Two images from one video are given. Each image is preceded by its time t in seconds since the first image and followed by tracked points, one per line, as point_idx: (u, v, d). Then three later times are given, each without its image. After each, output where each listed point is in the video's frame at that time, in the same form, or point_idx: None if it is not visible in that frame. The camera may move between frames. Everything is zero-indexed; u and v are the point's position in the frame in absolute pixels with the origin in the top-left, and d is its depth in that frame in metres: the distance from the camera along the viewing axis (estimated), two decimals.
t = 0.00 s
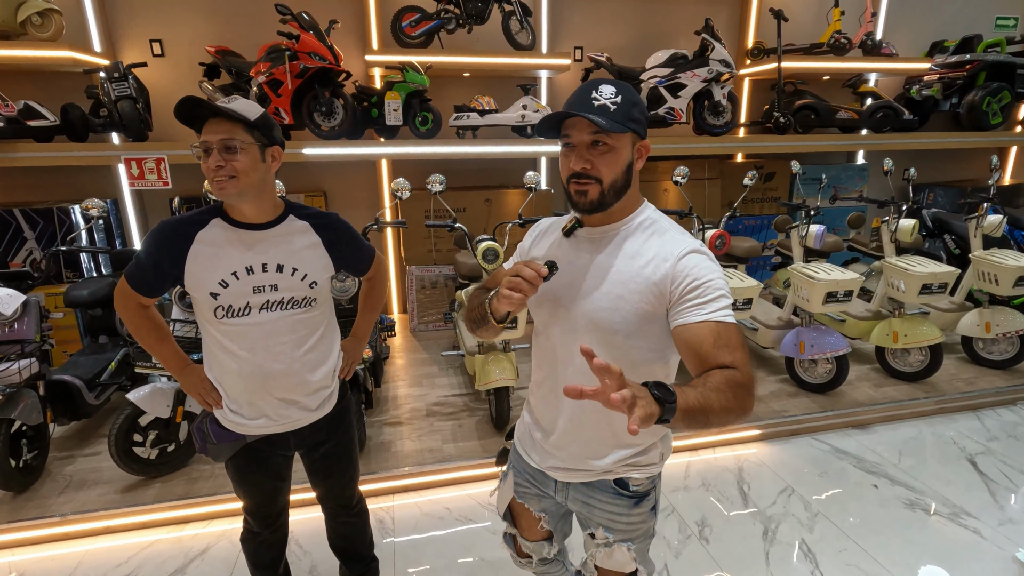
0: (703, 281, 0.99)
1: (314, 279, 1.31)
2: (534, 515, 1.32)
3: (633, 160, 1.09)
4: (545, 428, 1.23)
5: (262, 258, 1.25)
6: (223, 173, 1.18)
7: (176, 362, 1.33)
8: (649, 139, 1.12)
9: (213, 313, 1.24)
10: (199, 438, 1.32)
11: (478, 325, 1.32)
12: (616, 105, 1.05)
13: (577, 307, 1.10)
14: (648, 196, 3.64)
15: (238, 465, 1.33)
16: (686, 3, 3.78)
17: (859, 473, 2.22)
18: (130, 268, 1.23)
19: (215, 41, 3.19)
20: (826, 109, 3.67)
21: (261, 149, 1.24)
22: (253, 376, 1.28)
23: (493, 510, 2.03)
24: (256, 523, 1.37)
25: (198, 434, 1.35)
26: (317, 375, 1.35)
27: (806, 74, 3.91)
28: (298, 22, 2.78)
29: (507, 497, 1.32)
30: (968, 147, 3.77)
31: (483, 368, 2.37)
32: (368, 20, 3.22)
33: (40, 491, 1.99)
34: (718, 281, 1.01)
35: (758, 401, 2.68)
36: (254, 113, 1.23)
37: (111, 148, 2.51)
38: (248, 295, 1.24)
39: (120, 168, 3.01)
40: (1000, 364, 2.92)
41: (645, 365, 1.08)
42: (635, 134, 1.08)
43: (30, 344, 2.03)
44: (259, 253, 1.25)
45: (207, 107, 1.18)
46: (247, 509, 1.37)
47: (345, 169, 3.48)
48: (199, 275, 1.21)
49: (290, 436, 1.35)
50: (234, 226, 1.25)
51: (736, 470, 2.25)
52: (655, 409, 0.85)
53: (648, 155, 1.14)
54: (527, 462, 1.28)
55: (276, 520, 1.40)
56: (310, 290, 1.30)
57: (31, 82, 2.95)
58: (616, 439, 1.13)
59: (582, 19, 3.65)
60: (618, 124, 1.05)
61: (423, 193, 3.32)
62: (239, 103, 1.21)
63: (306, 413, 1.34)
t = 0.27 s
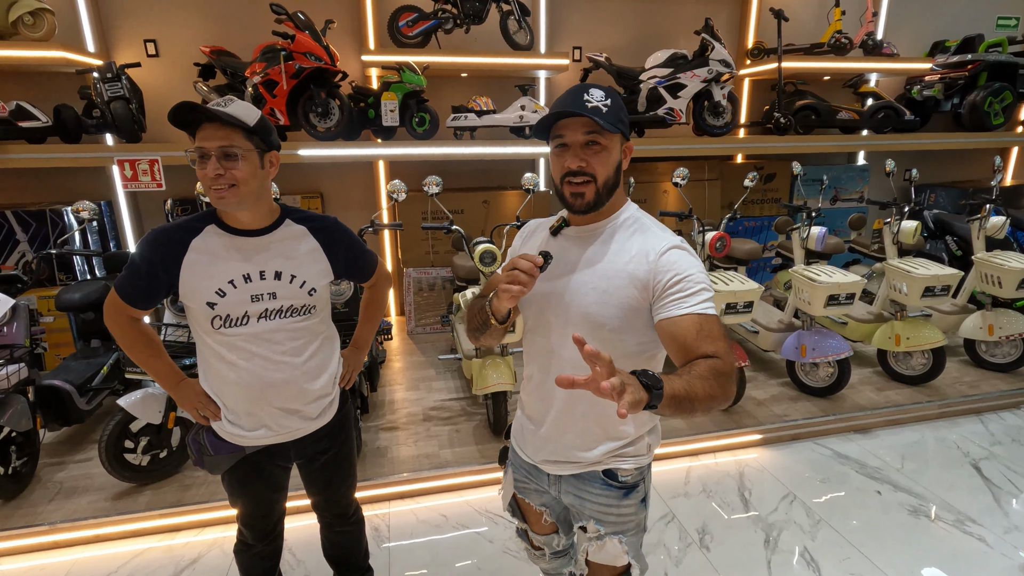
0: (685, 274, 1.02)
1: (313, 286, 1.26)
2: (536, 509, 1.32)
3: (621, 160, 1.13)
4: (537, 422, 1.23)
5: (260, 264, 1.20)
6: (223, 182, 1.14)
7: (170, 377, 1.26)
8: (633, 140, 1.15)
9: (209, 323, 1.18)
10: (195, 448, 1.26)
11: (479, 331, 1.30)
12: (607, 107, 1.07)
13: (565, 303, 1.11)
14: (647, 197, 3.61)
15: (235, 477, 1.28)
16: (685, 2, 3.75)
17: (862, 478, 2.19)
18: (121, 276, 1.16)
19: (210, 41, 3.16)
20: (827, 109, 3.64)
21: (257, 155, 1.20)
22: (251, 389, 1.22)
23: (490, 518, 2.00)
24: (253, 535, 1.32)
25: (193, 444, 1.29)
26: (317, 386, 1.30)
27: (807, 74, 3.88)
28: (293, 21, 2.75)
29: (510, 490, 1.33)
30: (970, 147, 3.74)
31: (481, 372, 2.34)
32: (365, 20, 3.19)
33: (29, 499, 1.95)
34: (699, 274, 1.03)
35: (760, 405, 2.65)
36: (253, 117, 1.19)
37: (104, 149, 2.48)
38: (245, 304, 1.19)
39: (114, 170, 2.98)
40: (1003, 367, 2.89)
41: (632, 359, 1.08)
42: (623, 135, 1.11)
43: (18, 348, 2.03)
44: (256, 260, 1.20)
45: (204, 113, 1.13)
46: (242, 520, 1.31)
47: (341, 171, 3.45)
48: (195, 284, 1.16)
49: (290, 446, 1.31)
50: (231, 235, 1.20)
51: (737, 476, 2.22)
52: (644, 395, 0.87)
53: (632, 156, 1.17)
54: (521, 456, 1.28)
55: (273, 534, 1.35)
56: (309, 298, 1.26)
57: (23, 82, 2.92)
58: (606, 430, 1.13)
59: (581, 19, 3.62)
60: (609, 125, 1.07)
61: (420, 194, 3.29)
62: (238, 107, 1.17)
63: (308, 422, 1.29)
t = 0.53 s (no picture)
0: (669, 266, 1.03)
1: (310, 293, 1.23)
2: (544, 494, 1.31)
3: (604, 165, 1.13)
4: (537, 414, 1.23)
5: (256, 272, 1.16)
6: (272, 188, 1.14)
7: (169, 385, 1.24)
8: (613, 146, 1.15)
9: (205, 332, 1.14)
10: (193, 455, 1.22)
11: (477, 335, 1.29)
12: (588, 116, 1.07)
13: (556, 301, 1.11)
14: (646, 199, 3.60)
15: (235, 485, 1.25)
16: (684, 3, 3.74)
17: (863, 482, 2.17)
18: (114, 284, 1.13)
19: (207, 42, 3.14)
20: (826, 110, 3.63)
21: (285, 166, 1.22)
22: (250, 397, 1.19)
23: (487, 522, 1.98)
24: (250, 542, 1.28)
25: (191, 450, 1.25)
26: (317, 392, 1.28)
27: (806, 75, 3.87)
28: (290, 23, 2.74)
29: (517, 479, 1.33)
30: (970, 148, 3.73)
31: (479, 375, 2.33)
32: (362, 21, 3.17)
33: (22, 504, 1.93)
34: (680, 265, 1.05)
35: (759, 408, 2.63)
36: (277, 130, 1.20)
37: (99, 151, 2.47)
38: (241, 313, 1.15)
39: (110, 172, 2.96)
40: (1003, 369, 2.88)
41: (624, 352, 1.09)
42: (604, 141, 1.12)
43: (12, 352, 2.01)
44: (252, 267, 1.16)
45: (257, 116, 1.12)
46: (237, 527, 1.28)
47: (339, 173, 3.44)
48: (190, 292, 1.12)
49: (289, 453, 1.28)
50: (237, 242, 1.16)
51: (737, 480, 2.20)
52: (637, 390, 0.87)
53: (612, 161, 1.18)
54: (525, 445, 1.28)
55: (271, 542, 1.32)
56: (307, 305, 1.23)
57: (18, 84, 2.90)
58: (604, 418, 1.15)
59: (579, 20, 3.61)
60: (592, 132, 1.07)
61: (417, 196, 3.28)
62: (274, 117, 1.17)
63: (307, 428, 1.27)
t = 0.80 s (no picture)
0: (656, 252, 1.11)
1: (309, 294, 1.23)
2: (544, 485, 1.32)
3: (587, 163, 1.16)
4: (536, 405, 1.26)
5: (255, 273, 1.16)
6: (287, 193, 1.15)
7: (162, 390, 1.21)
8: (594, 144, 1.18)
9: (204, 334, 1.13)
10: (191, 460, 1.20)
11: (473, 331, 1.30)
12: (568, 118, 1.11)
13: (552, 292, 1.16)
14: (645, 199, 3.60)
15: (235, 486, 1.24)
16: (682, 4, 3.74)
17: (861, 483, 2.17)
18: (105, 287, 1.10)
19: (204, 42, 3.13)
20: (825, 111, 3.63)
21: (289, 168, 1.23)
22: (249, 399, 1.18)
23: (485, 524, 1.98)
24: (247, 545, 1.27)
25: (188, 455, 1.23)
26: (316, 393, 1.28)
27: (805, 75, 3.87)
28: (287, 23, 2.73)
29: (517, 471, 1.33)
30: (968, 149, 3.74)
31: (477, 377, 2.32)
32: (360, 22, 3.17)
33: (18, 507, 1.92)
34: (666, 250, 1.13)
35: (758, 409, 2.63)
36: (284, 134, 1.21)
37: (95, 151, 2.46)
38: (241, 315, 1.14)
39: (106, 172, 2.95)
40: (1001, 370, 2.88)
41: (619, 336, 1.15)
42: (585, 140, 1.15)
43: (8, 355, 2.01)
44: (251, 268, 1.15)
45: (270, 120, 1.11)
46: (234, 528, 1.26)
47: (336, 174, 3.43)
48: (188, 294, 1.11)
49: (289, 453, 1.28)
50: (240, 245, 1.16)
51: (735, 480, 2.20)
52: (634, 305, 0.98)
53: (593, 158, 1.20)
54: (525, 437, 1.29)
55: (268, 545, 1.31)
56: (306, 306, 1.23)
57: (14, 85, 2.89)
58: (603, 403, 1.17)
59: (577, 21, 3.61)
60: (575, 132, 1.11)
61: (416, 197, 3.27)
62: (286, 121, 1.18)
63: (307, 429, 1.27)
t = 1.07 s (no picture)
0: (648, 242, 1.14)
1: (309, 290, 1.25)
2: (541, 483, 1.33)
3: (580, 158, 1.17)
4: (531, 401, 1.26)
5: (257, 271, 1.16)
6: (288, 191, 1.16)
7: (161, 392, 1.18)
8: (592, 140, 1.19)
9: (206, 334, 1.13)
10: (194, 461, 1.20)
11: (469, 324, 1.31)
12: (564, 113, 1.11)
13: (547, 284, 1.17)
14: (643, 198, 3.60)
15: (237, 485, 1.24)
16: (680, 3, 3.74)
17: (859, 481, 2.18)
18: (104, 287, 1.07)
19: (203, 41, 3.13)
20: (822, 110, 3.64)
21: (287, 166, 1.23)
22: (253, 397, 1.19)
23: (484, 522, 1.99)
24: (249, 542, 1.28)
25: (190, 456, 1.23)
26: (317, 388, 1.29)
27: (803, 75, 3.88)
28: (286, 22, 2.73)
29: (514, 470, 1.34)
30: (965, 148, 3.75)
31: (476, 375, 2.32)
32: (358, 21, 3.17)
33: (17, 506, 1.92)
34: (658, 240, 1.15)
35: (756, 407, 2.64)
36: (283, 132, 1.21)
37: (93, 150, 2.46)
38: (243, 313, 1.15)
39: (105, 171, 2.95)
40: (998, 368, 2.89)
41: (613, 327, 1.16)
42: (581, 136, 1.16)
43: (7, 353, 2.02)
44: (251, 266, 1.15)
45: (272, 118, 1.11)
46: (236, 526, 1.27)
47: (335, 173, 3.43)
48: (189, 293, 1.10)
49: (293, 450, 1.28)
50: (241, 242, 1.16)
51: (733, 479, 2.21)
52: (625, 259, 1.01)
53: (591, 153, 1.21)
54: (521, 435, 1.30)
55: (270, 543, 1.32)
56: (306, 302, 1.24)
57: (12, 84, 2.89)
58: (598, 396, 1.18)
59: (575, 20, 3.61)
60: (568, 127, 1.11)
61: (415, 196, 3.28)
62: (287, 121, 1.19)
63: (311, 425, 1.28)
